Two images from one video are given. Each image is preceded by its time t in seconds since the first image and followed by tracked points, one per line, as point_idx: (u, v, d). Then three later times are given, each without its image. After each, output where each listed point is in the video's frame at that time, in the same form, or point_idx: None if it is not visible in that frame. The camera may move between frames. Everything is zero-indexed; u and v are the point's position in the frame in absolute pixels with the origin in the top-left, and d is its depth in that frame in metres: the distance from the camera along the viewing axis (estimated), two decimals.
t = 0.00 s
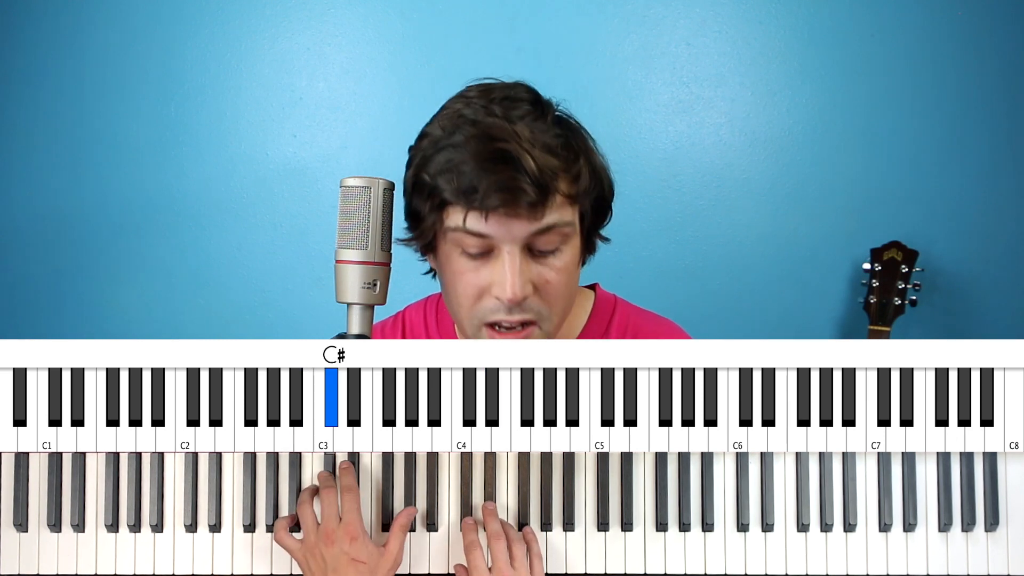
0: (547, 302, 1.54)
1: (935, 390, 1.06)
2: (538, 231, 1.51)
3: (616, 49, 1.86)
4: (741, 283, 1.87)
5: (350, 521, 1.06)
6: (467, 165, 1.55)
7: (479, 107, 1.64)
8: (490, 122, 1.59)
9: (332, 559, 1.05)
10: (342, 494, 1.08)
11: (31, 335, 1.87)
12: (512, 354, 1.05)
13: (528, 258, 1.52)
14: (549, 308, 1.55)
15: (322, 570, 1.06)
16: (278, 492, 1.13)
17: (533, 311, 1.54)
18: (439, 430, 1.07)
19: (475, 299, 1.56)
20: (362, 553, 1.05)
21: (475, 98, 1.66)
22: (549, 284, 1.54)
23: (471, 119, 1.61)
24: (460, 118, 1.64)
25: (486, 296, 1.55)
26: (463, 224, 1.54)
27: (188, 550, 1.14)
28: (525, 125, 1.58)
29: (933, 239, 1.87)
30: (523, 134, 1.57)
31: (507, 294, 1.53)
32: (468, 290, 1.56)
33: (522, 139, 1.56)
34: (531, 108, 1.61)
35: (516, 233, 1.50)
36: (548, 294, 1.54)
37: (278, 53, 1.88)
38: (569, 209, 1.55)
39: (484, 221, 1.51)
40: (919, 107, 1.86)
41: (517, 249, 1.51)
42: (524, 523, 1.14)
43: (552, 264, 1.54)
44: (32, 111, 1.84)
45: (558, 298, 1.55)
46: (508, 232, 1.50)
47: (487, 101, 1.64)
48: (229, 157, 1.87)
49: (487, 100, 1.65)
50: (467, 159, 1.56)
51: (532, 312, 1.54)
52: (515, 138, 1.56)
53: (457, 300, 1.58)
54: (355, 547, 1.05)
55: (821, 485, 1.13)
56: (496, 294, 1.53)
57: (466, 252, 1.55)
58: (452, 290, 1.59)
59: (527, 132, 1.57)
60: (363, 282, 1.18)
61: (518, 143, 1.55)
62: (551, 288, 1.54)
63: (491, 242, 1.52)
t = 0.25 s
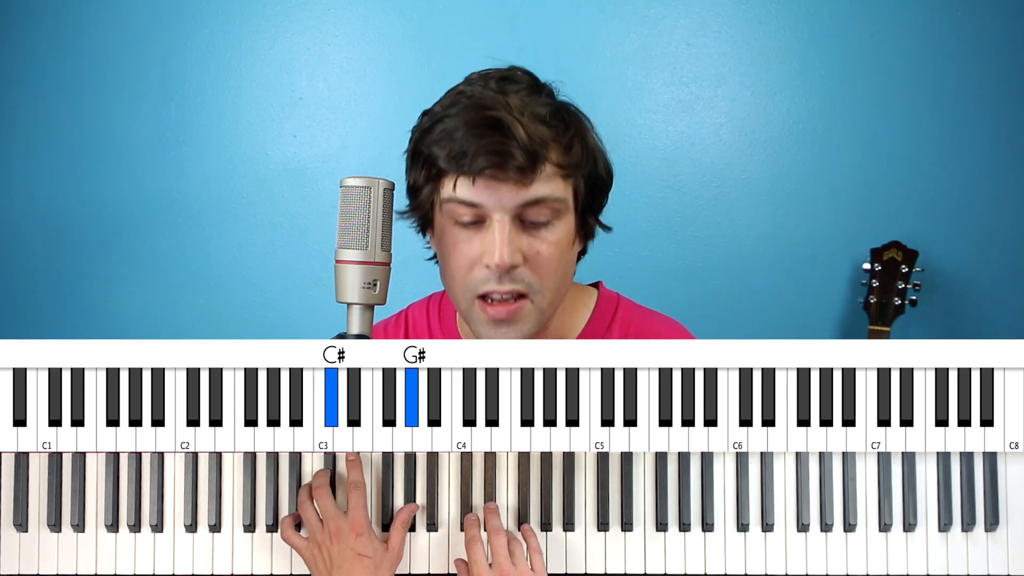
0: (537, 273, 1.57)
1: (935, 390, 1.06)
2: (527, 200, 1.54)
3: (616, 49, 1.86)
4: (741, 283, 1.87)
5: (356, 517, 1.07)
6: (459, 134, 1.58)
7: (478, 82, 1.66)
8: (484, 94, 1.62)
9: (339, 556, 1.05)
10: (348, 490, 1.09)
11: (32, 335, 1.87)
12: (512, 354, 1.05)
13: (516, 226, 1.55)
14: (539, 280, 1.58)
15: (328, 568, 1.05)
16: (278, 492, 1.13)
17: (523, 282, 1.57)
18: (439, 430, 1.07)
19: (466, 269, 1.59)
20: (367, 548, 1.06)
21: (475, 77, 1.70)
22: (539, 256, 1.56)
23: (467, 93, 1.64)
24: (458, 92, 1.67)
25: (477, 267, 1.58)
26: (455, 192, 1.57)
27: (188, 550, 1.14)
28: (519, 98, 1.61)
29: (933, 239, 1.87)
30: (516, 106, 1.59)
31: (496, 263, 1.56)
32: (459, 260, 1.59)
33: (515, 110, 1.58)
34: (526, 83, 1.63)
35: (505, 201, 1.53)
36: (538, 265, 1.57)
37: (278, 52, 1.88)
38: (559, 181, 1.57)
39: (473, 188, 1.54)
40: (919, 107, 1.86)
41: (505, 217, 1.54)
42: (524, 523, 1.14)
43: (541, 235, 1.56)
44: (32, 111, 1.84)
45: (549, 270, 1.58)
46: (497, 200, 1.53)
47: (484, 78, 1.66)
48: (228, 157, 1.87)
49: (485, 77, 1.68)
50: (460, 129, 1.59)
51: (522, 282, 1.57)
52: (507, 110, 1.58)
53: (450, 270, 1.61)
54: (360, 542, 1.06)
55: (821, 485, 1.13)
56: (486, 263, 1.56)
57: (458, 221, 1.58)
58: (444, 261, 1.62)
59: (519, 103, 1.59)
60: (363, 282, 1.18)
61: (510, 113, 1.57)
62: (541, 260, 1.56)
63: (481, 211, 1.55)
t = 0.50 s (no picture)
0: (546, 261, 1.58)
1: (935, 390, 1.06)
2: (537, 187, 1.55)
3: (616, 49, 1.86)
4: (741, 283, 1.87)
5: (355, 517, 1.06)
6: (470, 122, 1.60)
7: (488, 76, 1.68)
8: (495, 86, 1.64)
9: (338, 556, 1.05)
10: (347, 490, 1.08)
11: (32, 335, 1.87)
12: (512, 354, 1.05)
13: (526, 214, 1.56)
14: (548, 269, 1.58)
15: (327, 567, 1.05)
16: (278, 492, 1.13)
17: (532, 269, 1.58)
18: (439, 430, 1.06)
19: (475, 257, 1.59)
20: (366, 547, 1.05)
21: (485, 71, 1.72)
22: (548, 243, 1.57)
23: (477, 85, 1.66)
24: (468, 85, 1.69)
25: (486, 255, 1.58)
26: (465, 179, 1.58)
27: (188, 550, 1.14)
28: (528, 89, 1.63)
29: (933, 239, 1.87)
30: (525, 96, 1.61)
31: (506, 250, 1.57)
32: (469, 248, 1.59)
33: (524, 99, 1.60)
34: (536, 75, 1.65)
35: (515, 188, 1.54)
36: (547, 253, 1.58)
37: (278, 52, 1.88)
38: (569, 170, 1.58)
39: (484, 175, 1.55)
40: (918, 107, 1.86)
41: (515, 204, 1.55)
42: (524, 523, 1.14)
43: (551, 223, 1.57)
44: (32, 111, 1.84)
45: (558, 259, 1.59)
46: (507, 187, 1.55)
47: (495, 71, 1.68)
48: (229, 157, 1.87)
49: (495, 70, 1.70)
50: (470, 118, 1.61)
51: (531, 270, 1.58)
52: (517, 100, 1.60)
53: (459, 257, 1.62)
54: (360, 542, 1.05)
55: (821, 485, 1.13)
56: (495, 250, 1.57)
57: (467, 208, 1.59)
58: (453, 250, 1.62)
59: (529, 93, 1.62)
60: (363, 282, 1.18)
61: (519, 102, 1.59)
62: (550, 248, 1.57)
63: (491, 198, 1.56)
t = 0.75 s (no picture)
0: (541, 245, 1.65)
1: (935, 390, 1.06)
2: (533, 173, 1.62)
3: (616, 49, 1.86)
4: (741, 283, 1.87)
5: (355, 523, 1.06)
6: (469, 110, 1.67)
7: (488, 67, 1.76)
8: (494, 75, 1.72)
9: (336, 562, 1.05)
10: (348, 496, 1.08)
11: (32, 334, 1.87)
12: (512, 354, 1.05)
13: (522, 199, 1.63)
14: (543, 252, 1.66)
15: (325, 571, 1.05)
16: (278, 492, 1.13)
17: (527, 253, 1.65)
18: (439, 430, 1.06)
19: (473, 241, 1.66)
20: (364, 554, 1.05)
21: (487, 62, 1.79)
22: (543, 228, 1.64)
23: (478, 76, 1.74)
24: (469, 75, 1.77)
25: (482, 238, 1.65)
26: (463, 166, 1.66)
27: (188, 550, 1.14)
28: (526, 79, 1.70)
29: (933, 239, 1.87)
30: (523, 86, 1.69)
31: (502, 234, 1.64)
32: (466, 232, 1.66)
33: (522, 88, 1.68)
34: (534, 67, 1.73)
35: (511, 173, 1.62)
36: (542, 237, 1.65)
37: (278, 52, 1.88)
38: (564, 157, 1.66)
39: (481, 161, 1.63)
40: (918, 107, 1.86)
41: (512, 189, 1.62)
42: (524, 523, 1.14)
43: (546, 209, 1.64)
44: (33, 111, 1.84)
45: (553, 244, 1.66)
46: (503, 172, 1.62)
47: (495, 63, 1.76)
48: (229, 157, 1.87)
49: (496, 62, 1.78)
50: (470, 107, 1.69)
51: (526, 253, 1.65)
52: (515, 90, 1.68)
53: (456, 241, 1.69)
54: (358, 549, 1.05)
55: (821, 485, 1.13)
56: (491, 234, 1.64)
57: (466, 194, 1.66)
58: (451, 236, 1.69)
59: (526, 83, 1.69)
60: (363, 282, 1.18)
61: (517, 91, 1.67)
62: (545, 233, 1.65)
63: (488, 183, 1.63)
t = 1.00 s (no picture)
0: (541, 274, 1.47)
1: (935, 390, 1.06)
2: (529, 203, 1.44)
3: (616, 49, 1.86)
4: (741, 283, 1.87)
5: (349, 528, 1.06)
6: (457, 138, 1.48)
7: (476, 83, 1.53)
8: (483, 98, 1.49)
9: (332, 566, 1.05)
10: (341, 499, 1.07)
11: (32, 335, 1.87)
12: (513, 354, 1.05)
13: (519, 230, 1.44)
14: (544, 282, 1.48)
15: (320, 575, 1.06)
16: (278, 492, 1.13)
17: (526, 282, 1.48)
18: (439, 430, 1.06)
19: (469, 272, 1.49)
20: (359, 560, 1.05)
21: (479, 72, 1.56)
22: (542, 256, 1.47)
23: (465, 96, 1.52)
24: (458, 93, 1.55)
25: (479, 270, 1.48)
26: (453, 197, 1.47)
27: (188, 550, 1.14)
28: (518, 98, 1.49)
29: (933, 239, 1.87)
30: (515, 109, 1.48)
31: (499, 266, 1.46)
32: (461, 263, 1.49)
33: (514, 111, 1.47)
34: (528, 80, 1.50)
35: (506, 205, 1.42)
36: (542, 266, 1.47)
37: (278, 52, 1.88)
38: (561, 182, 1.47)
39: (473, 193, 1.44)
40: (918, 107, 1.86)
41: (507, 221, 1.43)
42: (524, 524, 1.14)
43: (545, 237, 1.46)
44: (32, 111, 1.84)
45: (555, 272, 1.49)
46: (497, 204, 1.43)
47: (485, 78, 1.53)
48: (229, 157, 1.87)
49: (487, 72, 1.55)
50: (459, 133, 1.49)
51: (526, 282, 1.48)
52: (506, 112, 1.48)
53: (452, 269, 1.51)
54: (353, 554, 1.05)
55: (821, 484, 1.13)
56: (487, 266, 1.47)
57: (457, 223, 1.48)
58: (449, 264, 1.53)
59: (518, 104, 1.48)
60: (363, 282, 1.18)
61: (508, 117, 1.46)
62: (545, 261, 1.47)
63: (480, 214, 1.45)
